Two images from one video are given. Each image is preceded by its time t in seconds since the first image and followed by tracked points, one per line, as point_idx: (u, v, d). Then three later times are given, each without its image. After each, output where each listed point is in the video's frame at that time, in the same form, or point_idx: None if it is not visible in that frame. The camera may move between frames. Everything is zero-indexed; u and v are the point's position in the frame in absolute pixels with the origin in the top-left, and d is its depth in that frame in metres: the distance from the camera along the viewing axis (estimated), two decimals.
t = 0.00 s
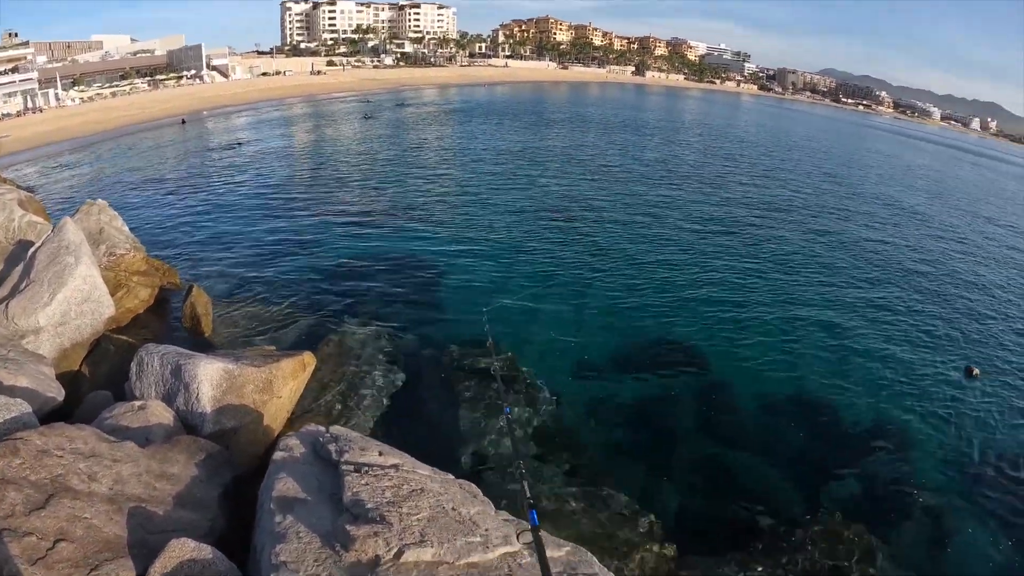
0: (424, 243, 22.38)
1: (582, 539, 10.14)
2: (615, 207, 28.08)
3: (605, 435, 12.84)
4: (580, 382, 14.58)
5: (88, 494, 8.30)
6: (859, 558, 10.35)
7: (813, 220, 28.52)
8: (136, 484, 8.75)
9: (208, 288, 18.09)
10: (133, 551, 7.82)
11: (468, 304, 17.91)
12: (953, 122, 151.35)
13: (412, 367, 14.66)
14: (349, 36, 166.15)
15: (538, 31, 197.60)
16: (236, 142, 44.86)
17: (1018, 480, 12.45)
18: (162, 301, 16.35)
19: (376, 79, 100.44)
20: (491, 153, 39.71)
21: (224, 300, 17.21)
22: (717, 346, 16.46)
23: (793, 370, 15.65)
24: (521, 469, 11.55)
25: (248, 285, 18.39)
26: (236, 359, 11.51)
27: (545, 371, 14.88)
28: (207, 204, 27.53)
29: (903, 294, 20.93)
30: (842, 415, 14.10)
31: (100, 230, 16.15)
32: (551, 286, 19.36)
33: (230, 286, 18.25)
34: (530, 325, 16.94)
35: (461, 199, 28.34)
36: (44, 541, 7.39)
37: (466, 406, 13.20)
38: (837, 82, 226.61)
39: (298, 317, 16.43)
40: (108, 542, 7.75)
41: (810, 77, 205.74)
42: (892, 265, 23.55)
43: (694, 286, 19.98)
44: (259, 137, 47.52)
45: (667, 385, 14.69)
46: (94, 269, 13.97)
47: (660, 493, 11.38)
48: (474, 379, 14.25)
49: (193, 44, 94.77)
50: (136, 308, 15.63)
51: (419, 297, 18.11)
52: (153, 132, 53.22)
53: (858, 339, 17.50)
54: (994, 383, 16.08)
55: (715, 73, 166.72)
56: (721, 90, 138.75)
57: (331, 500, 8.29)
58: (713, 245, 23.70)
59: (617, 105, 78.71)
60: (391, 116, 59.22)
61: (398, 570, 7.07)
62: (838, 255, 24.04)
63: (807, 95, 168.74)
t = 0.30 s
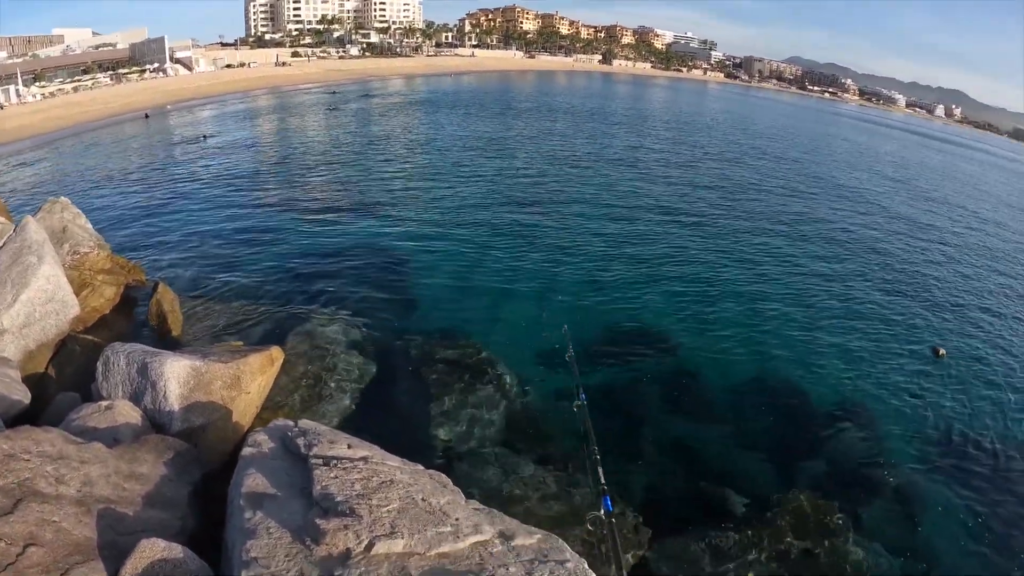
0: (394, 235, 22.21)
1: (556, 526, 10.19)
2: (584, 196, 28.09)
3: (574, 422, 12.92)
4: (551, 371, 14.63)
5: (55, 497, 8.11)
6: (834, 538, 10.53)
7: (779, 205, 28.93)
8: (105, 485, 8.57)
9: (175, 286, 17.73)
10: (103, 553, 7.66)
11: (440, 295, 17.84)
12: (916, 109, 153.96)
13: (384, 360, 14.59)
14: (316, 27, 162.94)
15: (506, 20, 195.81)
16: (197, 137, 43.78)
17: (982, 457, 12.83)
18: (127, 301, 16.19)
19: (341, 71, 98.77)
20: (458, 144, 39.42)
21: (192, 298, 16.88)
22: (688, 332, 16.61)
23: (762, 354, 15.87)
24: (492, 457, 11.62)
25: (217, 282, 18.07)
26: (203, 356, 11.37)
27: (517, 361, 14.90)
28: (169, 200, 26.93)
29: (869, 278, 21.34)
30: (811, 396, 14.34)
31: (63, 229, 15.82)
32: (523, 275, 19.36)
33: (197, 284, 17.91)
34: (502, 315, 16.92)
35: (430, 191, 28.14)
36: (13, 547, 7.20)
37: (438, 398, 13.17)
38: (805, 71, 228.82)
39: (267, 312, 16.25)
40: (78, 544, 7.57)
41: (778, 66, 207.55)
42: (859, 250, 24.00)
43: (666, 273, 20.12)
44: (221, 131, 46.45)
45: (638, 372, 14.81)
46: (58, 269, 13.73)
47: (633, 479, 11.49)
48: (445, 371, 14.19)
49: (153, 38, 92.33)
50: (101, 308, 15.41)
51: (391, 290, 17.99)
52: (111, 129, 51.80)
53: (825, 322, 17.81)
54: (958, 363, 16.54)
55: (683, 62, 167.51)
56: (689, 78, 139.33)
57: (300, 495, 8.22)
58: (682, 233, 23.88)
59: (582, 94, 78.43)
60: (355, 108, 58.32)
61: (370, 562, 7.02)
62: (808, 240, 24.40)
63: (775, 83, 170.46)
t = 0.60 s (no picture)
0: (375, 226, 22.04)
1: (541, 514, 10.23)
2: (565, 185, 28.04)
3: (559, 409, 12.97)
4: (535, 360, 14.66)
5: (38, 498, 7.98)
6: (820, 518, 10.67)
7: (758, 192, 29.11)
8: (88, 484, 8.45)
9: (155, 281, 17.48)
10: (89, 554, 7.55)
11: (424, 286, 17.77)
12: (893, 96, 155.62)
13: (368, 352, 14.52)
14: (292, 16, 160.20)
15: (484, 8, 193.84)
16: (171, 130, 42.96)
17: (961, 438, 13.13)
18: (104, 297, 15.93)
19: (316, 61, 97.33)
20: (437, 133, 39.13)
21: (172, 293, 16.65)
22: (672, 319, 16.70)
23: (745, 339, 16.00)
24: (476, 447, 11.64)
25: (197, 276, 17.83)
26: (184, 350, 11.24)
27: (502, 351, 14.90)
28: (143, 194, 26.44)
29: (848, 263, 21.59)
30: (794, 380, 14.51)
31: (38, 224, 15.55)
32: (506, 264, 19.32)
33: (177, 279, 17.65)
34: (486, 305, 16.89)
35: (409, 181, 27.94)
36: None
37: (423, 389, 13.12)
38: (784, 58, 229.69)
39: (248, 305, 16.06)
40: (62, 545, 7.46)
41: (757, 54, 208.01)
42: (838, 236, 24.26)
43: (648, 261, 20.19)
44: (195, 123, 45.61)
45: (622, 359, 14.87)
46: (34, 266, 13.49)
47: (618, 465, 11.55)
48: (429, 361, 14.13)
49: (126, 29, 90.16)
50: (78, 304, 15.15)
51: (374, 281, 17.87)
52: (81, 123, 50.65)
53: (805, 307, 18.00)
54: (936, 346, 16.84)
55: (662, 50, 167.51)
56: (667, 66, 139.42)
57: (286, 488, 8.15)
58: (663, 220, 23.97)
59: (560, 83, 78.11)
60: (331, 98, 57.59)
61: (358, 554, 6.94)
62: (787, 226, 24.61)
63: (753, 71, 171.30)
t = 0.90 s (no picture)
0: (361, 214, 21.79)
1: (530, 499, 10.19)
2: (551, 171, 27.85)
3: (547, 396, 12.90)
4: (524, 347, 14.58)
5: (25, 497, 7.82)
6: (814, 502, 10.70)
7: (744, 178, 29.07)
8: (75, 481, 8.31)
9: (140, 274, 17.20)
10: (78, 552, 7.43)
11: (412, 274, 17.61)
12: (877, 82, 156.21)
13: (356, 341, 14.38)
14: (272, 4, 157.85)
15: None
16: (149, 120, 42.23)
17: (948, 420, 13.25)
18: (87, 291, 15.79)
19: (297, 49, 95.93)
20: (421, 120, 38.73)
21: (157, 285, 16.41)
22: (661, 304, 16.66)
23: (734, 324, 16.00)
24: (464, 434, 11.57)
25: (183, 268, 17.57)
26: (169, 343, 11.06)
27: (491, 339, 14.81)
28: (124, 185, 26.02)
29: (834, 248, 21.65)
30: (783, 365, 14.53)
31: (18, 218, 15.30)
32: (494, 251, 19.18)
33: (162, 271, 17.38)
34: (475, 293, 16.77)
35: (394, 168, 27.64)
36: None
37: (411, 378, 13.00)
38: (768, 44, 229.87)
39: (233, 296, 15.88)
40: (50, 545, 7.33)
41: (742, 41, 208.03)
42: (823, 221, 24.24)
43: (637, 247, 20.11)
44: (174, 113, 44.84)
45: (612, 344, 14.82)
46: (15, 260, 13.24)
47: (609, 450, 11.52)
48: (417, 350, 14.00)
49: (103, 18, 88.43)
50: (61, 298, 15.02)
51: (361, 271, 17.69)
52: (57, 113, 49.72)
53: (793, 292, 18.03)
54: (922, 329, 16.94)
55: (647, 36, 166.83)
56: (652, 52, 138.84)
57: (275, 480, 8.04)
58: (650, 207, 23.89)
59: (543, 68, 77.48)
60: (313, 86, 56.79)
61: (349, 546, 6.86)
62: (773, 211, 24.61)
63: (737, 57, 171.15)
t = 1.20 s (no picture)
0: (346, 204, 21.61)
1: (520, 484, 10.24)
2: (536, 157, 27.68)
3: (536, 381, 12.92)
4: (513, 334, 14.56)
5: (14, 497, 7.74)
6: (804, 482, 10.80)
7: (730, 162, 29.03)
8: (64, 479, 8.24)
9: (124, 268, 17.00)
10: (70, 549, 7.39)
11: (399, 263, 17.49)
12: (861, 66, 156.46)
13: (345, 332, 14.30)
14: None
15: None
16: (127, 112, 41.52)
17: (933, 400, 13.42)
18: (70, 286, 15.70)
19: (276, 38, 94.58)
20: (404, 108, 38.35)
21: (141, 280, 16.22)
22: (649, 290, 16.67)
23: (721, 308, 16.05)
24: (452, 421, 11.60)
25: (167, 261, 17.37)
26: (153, 336, 10.98)
27: (480, 326, 14.77)
28: (105, 179, 25.62)
29: (819, 232, 21.71)
30: (770, 348, 14.60)
31: None
32: (481, 239, 19.08)
33: (146, 265, 17.18)
34: (462, 281, 16.70)
35: (378, 157, 27.39)
36: None
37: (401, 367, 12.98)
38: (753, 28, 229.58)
39: (218, 288, 15.76)
40: (42, 543, 7.27)
41: (726, 25, 207.40)
42: (808, 205, 24.30)
43: (624, 232, 20.07)
44: (152, 104, 44.09)
45: (601, 330, 14.82)
46: None
47: (597, 435, 11.58)
48: (405, 339, 13.95)
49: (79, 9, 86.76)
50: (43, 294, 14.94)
51: (347, 260, 17.56)
52: (32, 107, 48.80)
53: (780, 275, 18.08)
54: (906, 311, 17.07)
55: (631, 21, 165.97)
56: (635, 37, 138.11)
57: (263, 471, 8.01)
58: (636, 192, 23.82)
59: (526, 53, 76.75)
60: (293, 74, 55.98)
61: (340, 534, 6.84)
62: (759, 196, 24.63)
63: (721, 41, 170.79)
